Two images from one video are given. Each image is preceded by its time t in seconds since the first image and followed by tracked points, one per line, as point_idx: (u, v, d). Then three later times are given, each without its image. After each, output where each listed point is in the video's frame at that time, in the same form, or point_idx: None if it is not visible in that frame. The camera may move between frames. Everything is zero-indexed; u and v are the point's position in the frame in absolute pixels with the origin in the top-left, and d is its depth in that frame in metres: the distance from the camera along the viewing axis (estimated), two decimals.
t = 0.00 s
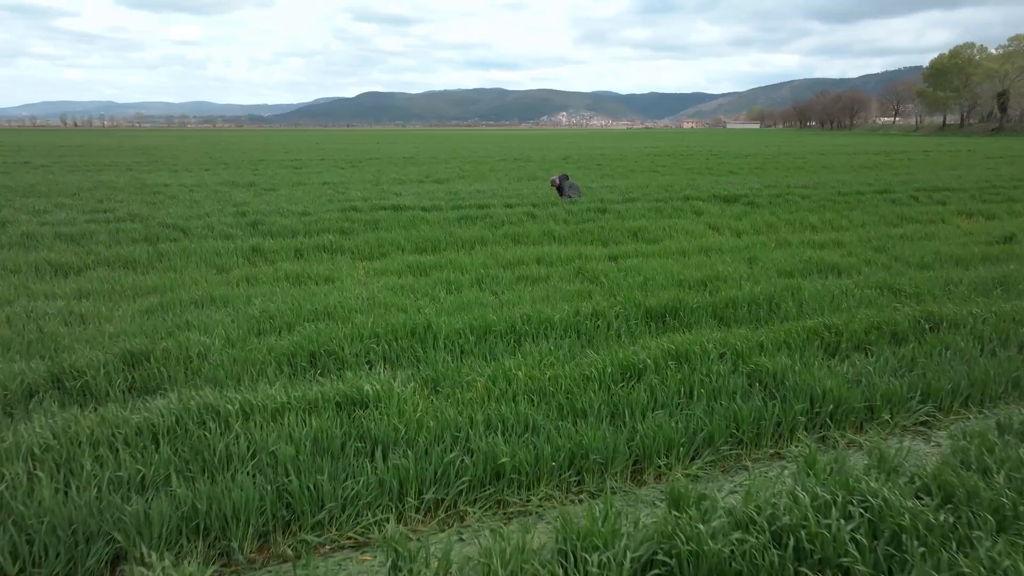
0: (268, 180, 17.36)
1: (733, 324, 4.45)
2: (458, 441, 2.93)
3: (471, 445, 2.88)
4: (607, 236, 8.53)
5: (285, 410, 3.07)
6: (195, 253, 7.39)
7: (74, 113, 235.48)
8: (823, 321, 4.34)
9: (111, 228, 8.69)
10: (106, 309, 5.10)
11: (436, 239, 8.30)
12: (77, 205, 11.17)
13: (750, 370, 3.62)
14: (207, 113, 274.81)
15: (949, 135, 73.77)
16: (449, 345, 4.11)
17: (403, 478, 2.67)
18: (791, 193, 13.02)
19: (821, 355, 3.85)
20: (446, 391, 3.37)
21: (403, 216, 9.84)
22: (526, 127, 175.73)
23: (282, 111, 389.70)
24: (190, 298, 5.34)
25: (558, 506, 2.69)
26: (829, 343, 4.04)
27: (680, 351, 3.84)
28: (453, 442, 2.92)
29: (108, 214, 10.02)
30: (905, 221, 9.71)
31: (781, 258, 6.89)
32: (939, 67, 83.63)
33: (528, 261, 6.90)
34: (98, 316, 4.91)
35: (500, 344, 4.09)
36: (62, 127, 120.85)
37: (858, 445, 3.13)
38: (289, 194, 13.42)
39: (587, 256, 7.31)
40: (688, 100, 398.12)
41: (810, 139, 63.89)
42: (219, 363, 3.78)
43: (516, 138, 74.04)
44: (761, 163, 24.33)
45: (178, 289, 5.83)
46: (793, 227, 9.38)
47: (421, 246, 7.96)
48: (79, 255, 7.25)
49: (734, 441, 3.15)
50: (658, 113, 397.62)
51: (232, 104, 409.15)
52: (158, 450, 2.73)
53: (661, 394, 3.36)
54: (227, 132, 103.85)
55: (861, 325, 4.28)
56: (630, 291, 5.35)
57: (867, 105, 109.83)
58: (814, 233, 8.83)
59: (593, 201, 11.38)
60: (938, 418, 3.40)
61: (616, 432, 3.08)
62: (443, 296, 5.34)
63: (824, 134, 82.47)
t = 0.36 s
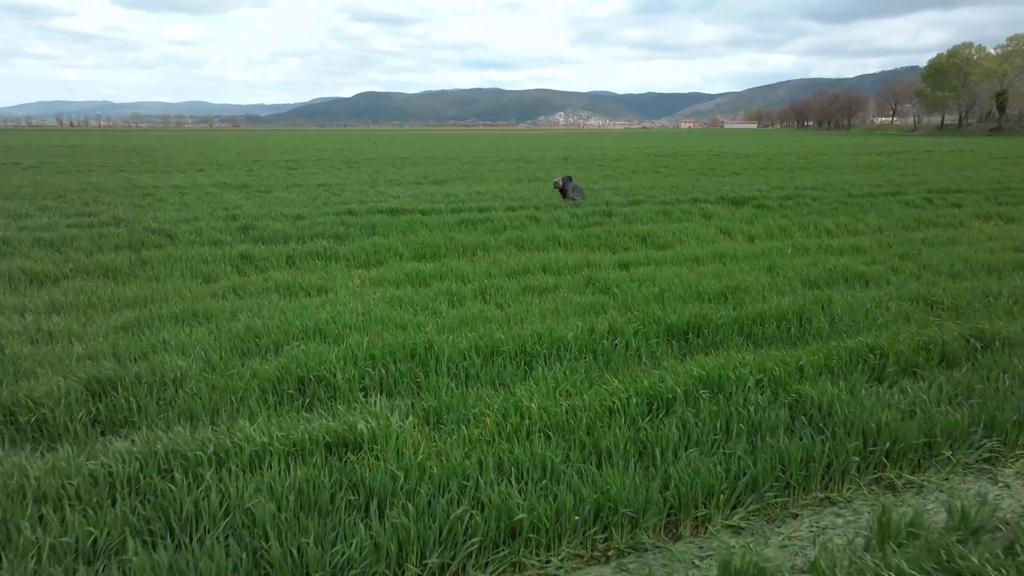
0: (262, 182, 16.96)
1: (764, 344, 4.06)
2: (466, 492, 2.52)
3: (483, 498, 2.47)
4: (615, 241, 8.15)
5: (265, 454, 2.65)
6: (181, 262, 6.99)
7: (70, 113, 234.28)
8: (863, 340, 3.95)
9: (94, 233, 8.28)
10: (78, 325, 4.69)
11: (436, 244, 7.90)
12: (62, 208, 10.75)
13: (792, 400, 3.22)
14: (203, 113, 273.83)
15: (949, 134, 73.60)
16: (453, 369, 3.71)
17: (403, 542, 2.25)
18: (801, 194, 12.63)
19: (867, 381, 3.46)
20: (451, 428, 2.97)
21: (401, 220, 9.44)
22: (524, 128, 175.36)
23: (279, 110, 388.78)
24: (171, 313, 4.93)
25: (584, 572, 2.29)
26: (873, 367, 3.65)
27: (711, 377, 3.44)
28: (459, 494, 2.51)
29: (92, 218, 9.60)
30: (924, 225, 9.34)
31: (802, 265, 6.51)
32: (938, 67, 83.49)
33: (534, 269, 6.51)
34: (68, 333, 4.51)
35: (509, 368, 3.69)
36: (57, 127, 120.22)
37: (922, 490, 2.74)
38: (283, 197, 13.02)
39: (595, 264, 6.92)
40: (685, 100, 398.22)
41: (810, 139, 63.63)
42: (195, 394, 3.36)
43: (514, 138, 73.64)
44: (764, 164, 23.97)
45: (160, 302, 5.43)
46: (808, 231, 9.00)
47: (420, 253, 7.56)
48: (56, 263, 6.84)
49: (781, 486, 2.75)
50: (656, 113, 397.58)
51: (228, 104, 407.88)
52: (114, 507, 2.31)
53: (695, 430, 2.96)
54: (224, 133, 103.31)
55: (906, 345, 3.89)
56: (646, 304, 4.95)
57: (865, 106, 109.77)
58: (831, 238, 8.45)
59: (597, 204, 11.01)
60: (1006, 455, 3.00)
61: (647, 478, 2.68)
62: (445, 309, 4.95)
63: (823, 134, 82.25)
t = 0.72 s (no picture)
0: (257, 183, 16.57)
1: (801, 369, 3.66)
2: (476, 560, 2.11)
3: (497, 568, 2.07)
4: (623, 248, 7.77)
5: (239, 513, 2.24)
6: (165, 270, 6.60)
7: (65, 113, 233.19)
8: (911, 363, 3.57)
9: (76, 238, 7.87)
10: (45, 343, 4.28)
11: (436, 250, 7.51)
12: (46, 211, 10.34)
13: (845, 437, 2.82)
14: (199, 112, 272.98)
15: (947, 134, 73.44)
16: (458, 399, 3.30)
17: None
18: (810, 197, 12.27)
19: (925, 413, 3.07)
20: (457, 475, 2.56)
21: (399, 224, 9.04)
22: (521, 127, 174.99)
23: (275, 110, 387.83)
24: (147, 329, 4.51)
25: None
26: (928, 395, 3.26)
27: (750, 409, 3.04)
28: (469, 562, 2.10)
29: (76, 221, 9.20)
30: (943, 228, 8.97)
31: (827, 274, 6.12)
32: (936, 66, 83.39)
33: (540, 279, 6.11)
34: (32, 354, 4.10)
35: (520, 396, 3.29)
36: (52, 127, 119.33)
37: (1007, 547, 2.30)
38: (277, 199, 12.61)
39: (605, 273, 6.52)
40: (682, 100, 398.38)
41: (809, 139, 63.40)
42: (166, 431, 2.96)
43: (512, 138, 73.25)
44: (767, 164, 23.66)
45: (138, 317, 5.02)
46: (824, 236, 8.62)
47: (420, 260, 7.16)
48: (32, 271, 6.43)
49: (842, 544, 2.31)
50: (653, 112, 397.59)
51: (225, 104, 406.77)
52: None
53: (739, 476, 2.56)
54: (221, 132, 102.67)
55: (960, 369, 3.50)
56: (666, 320, 4.56)
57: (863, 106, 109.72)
58: (850, 243, 8.08)
59: (602, 207, 10.64)
60: None
61: (690, 538, 2.27)
62: (446, 326, 4.55)
63: (822, 134, 82.01)
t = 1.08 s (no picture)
0: (250, 184, 16.15)
1: (846, 397, 3.28)
2: None
3: None
4: (632, 254, 7.39)
5: None
6: (146, 279, 6.19)
7: (60, 113, 231.83)
8: (969, 391, 3.19)
9: (55, 244, 7.45)
10: (5, 364, 3.87)
11: (435, 256, 7.12)
12: (27, 215, 9.92)
13: (915, 485, 2.42)
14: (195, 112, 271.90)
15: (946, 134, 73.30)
16: (463, 436, 2.91)
17: None
18: (821, 199, 11.92)
19: (998, 454, 2.68)
20: (465, 539, 2.17)
21: (396, 228, 8.65)
22: (519, 128, 174.56)
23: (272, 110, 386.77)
24: (118, 348, 4.11)
25: None
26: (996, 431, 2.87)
27: (800, 449, 2.64)
28: None
29: (57, 226, 8.78)
30: (964, 232, 8.63)
31: (852, 283, 5.76)
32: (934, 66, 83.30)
33: (547, 289, 5.73)
34: None
35: (534, 432, 2.90)
36: (46, 127, 118.55)
37: None
38: (269, 201, 12.20)
39: (615, 282, 6.14)
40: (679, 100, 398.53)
41: (809, 140, 63.10)
42: (126, 479, 2.56)
43: (510, 138, 72.81)
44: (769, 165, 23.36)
45: (111, 335, 4.62)
46: (841, 240, 8.27)
47: (418, 267, 6.77)
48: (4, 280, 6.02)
49: None
50: (650, 113, 397.60)
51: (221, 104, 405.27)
52: None
53: (799, 538, 2.16)
54: (217, 132, 102.43)
55: None
56: (688, 338, 4.17)
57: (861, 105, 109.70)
58: (869, 248, 7.72)
59: (607, 209, 10.27)
60: None
61: None
62: (448, 345, 4.17)
63: (820, 134, 81.83)
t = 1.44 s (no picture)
0: (243, 186, 15.75)
1: (902, 432, 2.91)
2: None
3: None
4: (642, 262, 7.02)
5: None
6: (125, 289, 5.80)
7: (55, 113, 230.70)
8: None
9: (31, 250, 7.05)
10: None
11: (435, 264, 6.73)
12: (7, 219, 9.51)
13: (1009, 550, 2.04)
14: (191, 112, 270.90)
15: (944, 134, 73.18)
16: (471, 483, 2.53)
17: None
18: (832, 201, 11.56)
19: None
20: None
21: (393, 233, 8.25)
22: (516, 127, 174.23)
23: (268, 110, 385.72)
24: (85, 370, 3.71)
25: None
26: None
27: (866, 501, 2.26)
28: None
29: (36, 230, 8.37)
30: (985, 236, 8.30)
31: (881, 293, 5.39)
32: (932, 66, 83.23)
33: (556, 302, 5.35)
34: None
35: (552, 476, 2.52)
36: (40, 127, 117.68)
37: None
38: (261, 203, 11.79)
39: (627, 292, 5.77)
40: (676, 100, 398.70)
41: (808, 140, 62.91)
42: (72, 542, 2.16)
43: (508, 138, 72.42)
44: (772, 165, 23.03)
45: (82, 355, 4.22)
46: (859, 245, 7.91)
47: (417, 276, 6.38)
48: None
49: None
50: (647, 113, 397.62)
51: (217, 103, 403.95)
52: None
53: None
54: (213, 132, 101.87)
55: None
56: (715, 360, 3.80)
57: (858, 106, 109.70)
58: (890, 254, 7.36)
59: (612, 212, 9.91)
60: None
61: None
62: (451, 368, 3.78)
63: (819, 134, 81.64)
